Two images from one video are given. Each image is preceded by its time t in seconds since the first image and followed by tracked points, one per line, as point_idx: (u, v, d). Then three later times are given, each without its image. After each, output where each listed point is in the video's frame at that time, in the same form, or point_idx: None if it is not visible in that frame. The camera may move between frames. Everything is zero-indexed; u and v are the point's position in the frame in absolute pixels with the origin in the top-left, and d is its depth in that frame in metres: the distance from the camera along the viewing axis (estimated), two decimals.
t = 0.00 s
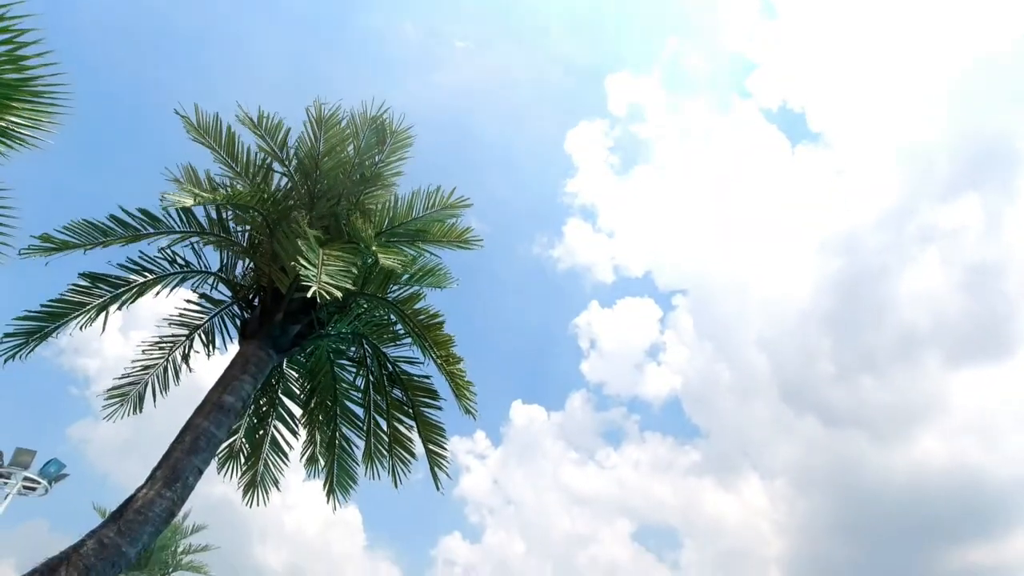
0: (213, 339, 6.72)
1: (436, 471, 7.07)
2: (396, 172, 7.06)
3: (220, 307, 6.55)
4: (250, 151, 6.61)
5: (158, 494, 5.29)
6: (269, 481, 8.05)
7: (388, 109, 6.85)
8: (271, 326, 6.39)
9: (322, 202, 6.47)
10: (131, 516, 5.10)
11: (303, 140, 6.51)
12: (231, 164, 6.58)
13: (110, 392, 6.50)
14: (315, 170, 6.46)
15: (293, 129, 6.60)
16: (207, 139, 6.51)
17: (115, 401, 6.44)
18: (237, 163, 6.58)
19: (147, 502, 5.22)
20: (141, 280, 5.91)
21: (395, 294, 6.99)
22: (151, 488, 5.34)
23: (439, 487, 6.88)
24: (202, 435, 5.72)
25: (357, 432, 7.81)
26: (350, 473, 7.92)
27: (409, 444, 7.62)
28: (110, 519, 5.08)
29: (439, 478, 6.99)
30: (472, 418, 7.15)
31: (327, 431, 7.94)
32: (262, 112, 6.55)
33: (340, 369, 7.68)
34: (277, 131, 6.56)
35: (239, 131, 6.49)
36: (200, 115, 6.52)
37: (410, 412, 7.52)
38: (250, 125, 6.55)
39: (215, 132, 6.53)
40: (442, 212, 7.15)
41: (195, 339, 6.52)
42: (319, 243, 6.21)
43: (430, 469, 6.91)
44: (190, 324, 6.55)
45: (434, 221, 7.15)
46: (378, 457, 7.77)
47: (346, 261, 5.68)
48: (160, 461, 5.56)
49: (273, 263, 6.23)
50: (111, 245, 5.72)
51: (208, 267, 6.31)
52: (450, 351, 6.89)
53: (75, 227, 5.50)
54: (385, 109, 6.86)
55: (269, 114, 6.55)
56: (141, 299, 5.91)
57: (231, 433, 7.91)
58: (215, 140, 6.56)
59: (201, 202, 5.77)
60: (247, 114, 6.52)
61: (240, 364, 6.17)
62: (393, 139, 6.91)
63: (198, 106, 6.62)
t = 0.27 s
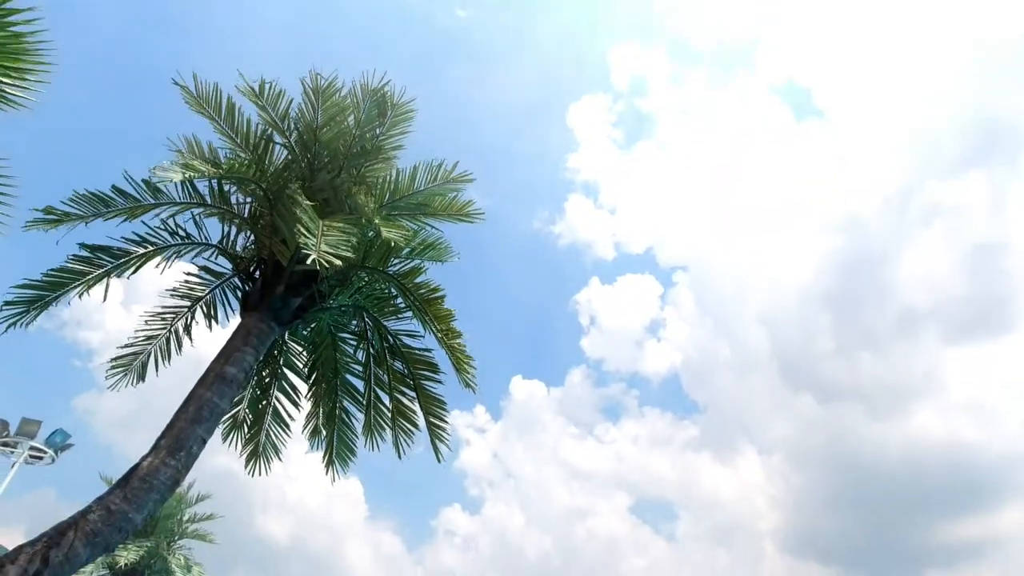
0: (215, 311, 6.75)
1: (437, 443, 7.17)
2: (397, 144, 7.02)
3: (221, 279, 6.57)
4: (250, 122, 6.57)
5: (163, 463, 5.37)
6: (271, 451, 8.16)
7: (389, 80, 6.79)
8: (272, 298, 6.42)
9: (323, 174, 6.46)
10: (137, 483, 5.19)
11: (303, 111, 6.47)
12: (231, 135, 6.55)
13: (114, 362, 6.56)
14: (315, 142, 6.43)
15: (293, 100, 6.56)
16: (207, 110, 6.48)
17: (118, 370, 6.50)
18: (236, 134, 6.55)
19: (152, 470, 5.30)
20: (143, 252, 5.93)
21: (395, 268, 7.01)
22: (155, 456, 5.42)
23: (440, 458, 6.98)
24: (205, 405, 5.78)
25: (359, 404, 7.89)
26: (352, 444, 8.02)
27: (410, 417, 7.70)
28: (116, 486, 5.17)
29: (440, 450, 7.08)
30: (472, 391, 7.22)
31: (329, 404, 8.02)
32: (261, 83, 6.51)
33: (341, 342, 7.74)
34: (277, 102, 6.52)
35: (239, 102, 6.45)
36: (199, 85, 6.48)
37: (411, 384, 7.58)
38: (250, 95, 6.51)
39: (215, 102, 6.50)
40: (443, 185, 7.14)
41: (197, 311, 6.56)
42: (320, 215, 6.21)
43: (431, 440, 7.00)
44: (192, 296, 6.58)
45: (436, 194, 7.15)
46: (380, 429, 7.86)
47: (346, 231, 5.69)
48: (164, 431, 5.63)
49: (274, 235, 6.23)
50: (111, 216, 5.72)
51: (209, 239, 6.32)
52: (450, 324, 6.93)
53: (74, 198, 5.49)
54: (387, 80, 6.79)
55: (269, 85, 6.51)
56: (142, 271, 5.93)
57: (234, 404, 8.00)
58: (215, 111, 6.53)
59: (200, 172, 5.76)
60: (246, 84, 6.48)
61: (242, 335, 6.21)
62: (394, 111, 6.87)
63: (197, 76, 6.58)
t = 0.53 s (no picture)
0: (213, 283, 6.76)
1: (436, 414, 7.25)
2: (395, 115, 6.97)
3: (219, 251, 6.57)
4: (245, 92, 6.52)
5: (164, 432, 5.44)
6: (271, 421, 8.24)
7: (387, 49, 6.70)
8: (271, 270, 6.42)
9: (320, 145, 6.42)
10: (139, 452, 5.25)
11: (299, 81, 6.41)
12: (226, 105, 6.50)
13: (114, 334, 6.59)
14: (312, 112, 6.38)
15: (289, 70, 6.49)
16: (201, 79, 6.42)
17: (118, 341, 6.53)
18: (231, 104, 6.50)
19: (153, 439, 5.37)
20: (139, 223, 5.91)
21: (393, 240, 7.01)
22: (156, 426, 5.48)
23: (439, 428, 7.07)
24: (205, 376, 5.84)
25: (358, 376, 7.96)
26: (352, 415, 8.10)
27: (409, 388, 7.77)
28: (118, 455, 5.23)
29: (439, 420, 7.16)
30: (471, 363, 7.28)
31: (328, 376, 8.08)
32: (256, 52, 6.44)
33: (340, 314, 7.77)
34: (272, 72, 6.46)
35: (233, 71, 6.39)
36: (193, 53, 6.41)
37: (411, 356, 7.64)
38: (245, 64, 6.45)
39: (210, 71, 6.43)
40: (442, 157, 7.12)
41: (195, 283, 6.56)
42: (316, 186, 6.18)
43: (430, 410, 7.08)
44: (190, 268, 6.58)
45: (434, 166, 7.13)
46: (379, 400, 7.93)
47: (343, 203, 5.68)
48: (164, 401, 5.69)
49: (271, 207, 6.21)
50: (107, 184, 5.70)
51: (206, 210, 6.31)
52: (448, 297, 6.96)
53: (69, 165, 5.47)
54: (384, 49, 6.70)
55: (264, 54, 6.44)
56: (139, 242, 5.92)
57: (233, 376, 8.06)
58: (209, 80, 6.46)
59: (195, 142, 5.73)
60: (241, 53, 6.41)
61: (241, 307, 6.24)
62: (392, 81, 6.79)
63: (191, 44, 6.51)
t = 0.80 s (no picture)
0: (206, 256, 6.73)
1: (432, 386, 7.30)
2: (389, 86, 6.90)
3: (212, 224, 6.53)
4: (236, 62, 6.45)
5: (160, 405, 5.46)
6: (267, 394, 8.28)
7: (379, 18, 6.59)
8: (265, 243, 6.40)
9: (313, 116, 6.35)
10: (135, 424, 5.28)
11: (291, 51, 6.31)
12: (216, 75, 6.42)
13: (107, 306, 6.58)
14: (304, 83, 6.28)
15: (280, 38, 6.39)
16: (190, 47, 6.31)
17: (111, 314, 6.52)
18: (222, 73, 6.42)
19: (150, 412, 5.39)
20: (130, 195, 5.86)
21: (388, 214, 7.00)
22: (152, 399, 5.50)
23: (436, 400, 7.12)
24: (200, 349, 5.85)
25: (354, 350, 7.99)
26: (349, 388, 8.14)
27: (406, 361, 7.80)
28: (114, 427, 5.26)
29: (436, 393, 7.21)
30: (466, 337, 7.30)
31: (324, 350, 8.11)
32: (246, 19, 6.34)
33: (335, 288, 7.77)
34: (263, 40, 6.37)
35: (223, 39, 6.30)
36: (181, 20, 6.29)
37: (407, 329, 7.65)
38: (235, 31, 6.33)
39: (199, 38, 6.32)
40: (437, 130, 7.05)
41: (189, 256, 6.54)
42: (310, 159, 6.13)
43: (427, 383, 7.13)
44: (182, 241, 6.55)
45: (429, 139, 7.05)
46: (376, 373, 7.97)
47: (338, 176, 5.65)
48: (160, 373, 5.71)
49: (264, 179, 6.17)
50: (96, 155, 5.64)
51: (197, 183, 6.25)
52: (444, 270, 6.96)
53: (58, 134, 5.40)
54: (377, 18, 6.59)
55: (254, 21, 6.35)
56: (131, 215, 5.89)
57: (229, 349, 8.08)
58: (199, 48, 6.35)
59: (185, 113, 5.66)
60: (230, 20, 6.30)
61: (235, 281, 6.22)
62: (386, 51, 6.74)
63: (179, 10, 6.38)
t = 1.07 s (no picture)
0: (199, 230, 6.69)
1: (427, 360, 7.33)
2: (383, 56, 6.83)
3: (204, 197, 6.48)
4: (225, 30, 6.33)
5: (156, 376, 5.48)
6: (262, 368, 8.31)
7: None
8: (258, 215, 6.35)
9: (305, 86, 6.25)
10: (132, 395, 5.31)
11: (284, 18, 6.14)
12: (206, 43, 6.32)
13: (99, 278, 6.55)
14: (297, 51, 6.17)
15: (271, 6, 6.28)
16: (179, 14, 6.19)
17: (102, 286, 6.49)
18: (212, 42, 6.33)
19: (146, 383, 5.41)
20: (121, 164, 5.80)
21: (383, 186, 6.95)
22: (148, 370, 5.52)
23: (430, 374, 7.16)
24: (195, 321, 5.85)
25: (348, 323, 7.99)
26: (343, 362, 8.16)
27: (400, 335, 7.82)
28: (111, 398, 5.28)
29: (431, 367, 7.25)
30: (461, 311, 7.32)
31: (319, 323, 8.12)
32: None
33: (330, 262, 7.75)
34: (253, 7, 6.25)
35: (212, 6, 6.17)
36: None
37: (401, 304, 7.66)
38: None
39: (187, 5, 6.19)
40: (432, 101, 6.98)
41: (181, 229, 6.50)
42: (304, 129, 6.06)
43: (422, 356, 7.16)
44: (175, 214, 6.50)
45: (424, 110, 7.00)
46: (370, 348, 7.99)
47: (332, 147, 5.59)
48: (155, 345, 5.71)
49: (257, 151, 6.11)
50: (85, 120, 5.56)
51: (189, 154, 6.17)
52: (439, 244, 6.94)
53: (45, 99, 5.31)
54: None
55: None
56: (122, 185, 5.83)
57: (223, 322, 8.08)
58: (187, 15, 6.23)
59: (175, 80, 5.52)
60: None
61: (228, 254, 6.19)
62: (379, 19, 6.67)
63: None
